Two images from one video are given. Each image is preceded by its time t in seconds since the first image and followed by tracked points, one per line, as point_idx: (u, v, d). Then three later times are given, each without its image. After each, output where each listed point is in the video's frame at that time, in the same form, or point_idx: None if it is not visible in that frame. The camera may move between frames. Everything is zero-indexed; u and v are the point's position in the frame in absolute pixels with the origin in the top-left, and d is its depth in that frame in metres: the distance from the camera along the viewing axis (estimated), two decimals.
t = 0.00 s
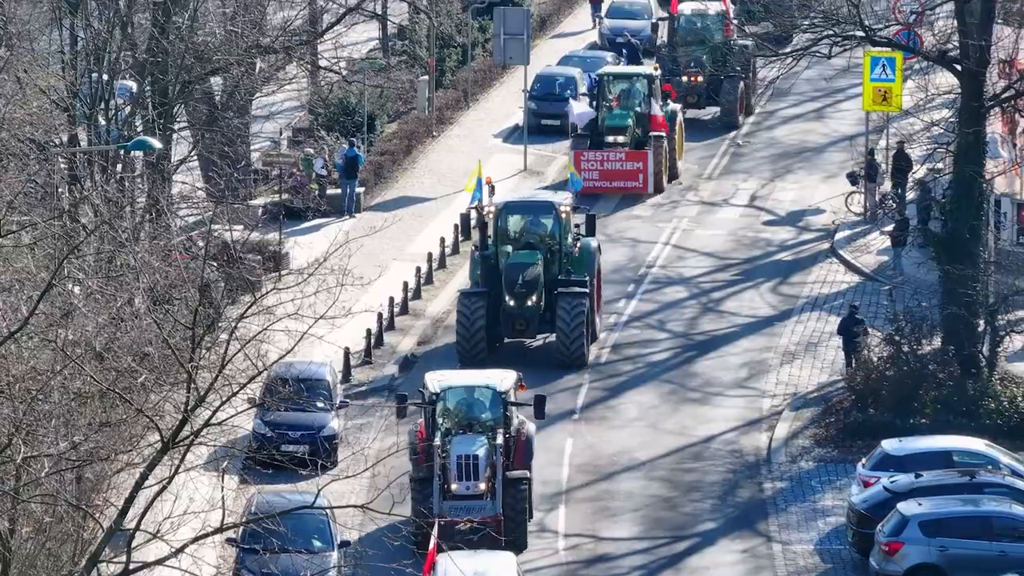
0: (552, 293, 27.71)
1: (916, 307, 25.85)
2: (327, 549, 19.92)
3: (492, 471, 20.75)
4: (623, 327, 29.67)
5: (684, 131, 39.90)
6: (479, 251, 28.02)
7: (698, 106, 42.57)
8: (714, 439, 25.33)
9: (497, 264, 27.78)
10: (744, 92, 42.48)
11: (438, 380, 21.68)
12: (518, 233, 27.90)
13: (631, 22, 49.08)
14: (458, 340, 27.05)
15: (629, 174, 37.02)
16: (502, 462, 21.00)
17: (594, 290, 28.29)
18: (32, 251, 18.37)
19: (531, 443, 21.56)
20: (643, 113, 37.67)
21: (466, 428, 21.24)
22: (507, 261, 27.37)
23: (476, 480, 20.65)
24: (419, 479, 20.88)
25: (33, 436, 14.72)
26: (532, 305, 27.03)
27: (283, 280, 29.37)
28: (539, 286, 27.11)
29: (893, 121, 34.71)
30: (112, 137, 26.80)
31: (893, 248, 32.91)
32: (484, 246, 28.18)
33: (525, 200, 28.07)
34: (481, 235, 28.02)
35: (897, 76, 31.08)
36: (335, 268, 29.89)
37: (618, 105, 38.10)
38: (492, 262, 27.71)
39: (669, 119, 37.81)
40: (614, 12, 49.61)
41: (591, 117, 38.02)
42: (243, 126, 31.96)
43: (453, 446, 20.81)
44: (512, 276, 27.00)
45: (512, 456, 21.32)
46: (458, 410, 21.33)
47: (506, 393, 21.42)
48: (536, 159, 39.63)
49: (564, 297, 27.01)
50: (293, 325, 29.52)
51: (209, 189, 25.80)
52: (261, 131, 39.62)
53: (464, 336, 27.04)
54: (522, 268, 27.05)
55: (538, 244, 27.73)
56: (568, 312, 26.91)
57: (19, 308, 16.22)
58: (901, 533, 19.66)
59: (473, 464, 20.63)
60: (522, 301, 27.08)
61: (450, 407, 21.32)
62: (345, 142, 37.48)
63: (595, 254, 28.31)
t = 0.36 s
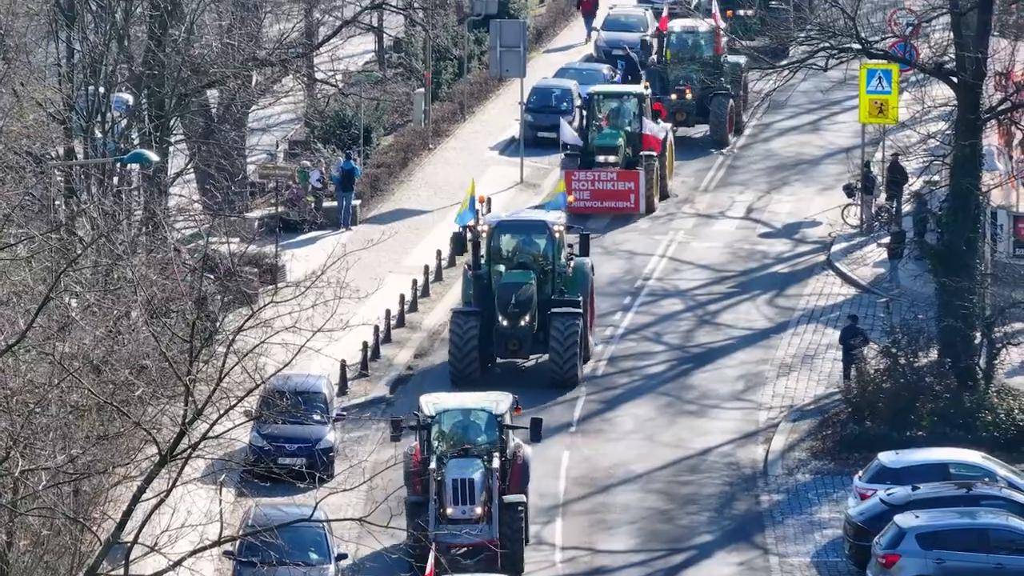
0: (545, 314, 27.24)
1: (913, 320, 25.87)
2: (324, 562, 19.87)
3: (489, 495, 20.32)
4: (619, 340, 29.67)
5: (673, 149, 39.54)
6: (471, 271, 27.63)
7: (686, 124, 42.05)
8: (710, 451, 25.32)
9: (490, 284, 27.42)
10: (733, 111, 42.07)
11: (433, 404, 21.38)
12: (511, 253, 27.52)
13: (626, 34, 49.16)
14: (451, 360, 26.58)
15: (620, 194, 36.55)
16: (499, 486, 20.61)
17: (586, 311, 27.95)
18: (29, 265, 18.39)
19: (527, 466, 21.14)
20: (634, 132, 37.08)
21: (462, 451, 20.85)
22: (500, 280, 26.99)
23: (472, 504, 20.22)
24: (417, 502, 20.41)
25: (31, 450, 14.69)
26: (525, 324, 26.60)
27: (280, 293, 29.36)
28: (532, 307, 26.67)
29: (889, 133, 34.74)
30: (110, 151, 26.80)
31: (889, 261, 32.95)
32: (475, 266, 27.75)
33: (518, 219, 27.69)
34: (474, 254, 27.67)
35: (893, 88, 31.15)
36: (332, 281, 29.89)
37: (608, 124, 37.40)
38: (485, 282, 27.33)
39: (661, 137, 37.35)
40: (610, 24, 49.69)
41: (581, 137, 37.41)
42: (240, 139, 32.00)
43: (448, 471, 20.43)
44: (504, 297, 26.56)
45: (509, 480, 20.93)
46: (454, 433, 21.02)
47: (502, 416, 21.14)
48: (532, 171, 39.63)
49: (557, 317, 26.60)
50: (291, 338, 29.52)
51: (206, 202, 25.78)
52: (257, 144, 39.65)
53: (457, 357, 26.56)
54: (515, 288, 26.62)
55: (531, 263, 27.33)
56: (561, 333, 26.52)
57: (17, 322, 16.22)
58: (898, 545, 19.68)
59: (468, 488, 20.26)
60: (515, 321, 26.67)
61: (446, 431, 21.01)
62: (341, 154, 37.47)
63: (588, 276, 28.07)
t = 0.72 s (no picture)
0: (537, 331, 26.89)
1: (910, 329, 25.87)
2: (321, 572, 19.83)
3: (485, 516, 19.74)
4: (616, 349, 29.67)
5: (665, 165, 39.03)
6: (463, 287, 27.30)
7: (675, 139, 41.41)
8: (707, 461, 25.32)
9: (482, 300, 27.09)
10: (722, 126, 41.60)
11: (428, 423, 21.04)
12: (503, 269, 27.21)
13: (623, 44, 49.20)
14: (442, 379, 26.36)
15: (610, 211, 36.04)
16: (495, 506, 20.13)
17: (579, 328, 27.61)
18: (26, 275, 18.41)
19: (523, 486, 20.82)
20: (624, 148, 36.52)
21: (456, 471, 20.51)
22: (492, 297, 26.63)
23: (468, 525, 19.64)
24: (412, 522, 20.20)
25: (28, 460, 14.67)
26: (517, 341, 26.23)
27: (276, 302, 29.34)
28: (525, 324, 26.32)
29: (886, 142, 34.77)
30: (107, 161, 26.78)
31: (886, 270, 32.98)
32: (467, 282, 27.41)
33: (510, 236, 27.41)
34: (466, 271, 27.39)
35: (890, 98, 31.19)
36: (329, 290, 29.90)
37: (598, 141, 36.78)
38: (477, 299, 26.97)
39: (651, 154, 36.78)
40: (607, 34, 49.72)
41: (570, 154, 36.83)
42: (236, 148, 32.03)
43: (444, 491, 19.86)
44: (497, 313, 26.28)
45: (505, 498, 20.62)
46: (450, 453, 20.63)
47: (497, 435, 20.75)
48: (528, 181, 39.62)
49: (550, 334, 26.22)
50: (288, 347, 29.52)
51: (203, 212, 25.77)
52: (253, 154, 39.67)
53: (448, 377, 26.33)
54: (508, 304, 26.35)
55: (523, 280, 27.04)
56: (554, 350, 26.11)
57: (14, 331, 16.22)
58: (894, 555, 19.66)
59: (464, 508, 19.66)
60: (507, 338, 26.28)
61: (442, 451, 20.63)
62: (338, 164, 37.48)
63: (581, 292, 27.68)
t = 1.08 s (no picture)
0: (530, 349, 26.53)
1: (906, 340, 25.88)
2: None
3: (480, 538, 19.70)
4: (612, 360, 29.67)
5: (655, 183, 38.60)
6: (455, 306, 26.88)
7: (665, 157, 40.73)
8: (703, 471, 25.31)
9: (473, 319, 26.66)
10: (711, 141, 41.01)
11: (423, 443, 20.59)
12: (494, 287, 26.77)
13: (619, 54, 49.25)
14: (435, 398, 25.90)
15: (601, 229, 35.43)
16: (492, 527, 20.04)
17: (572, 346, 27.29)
18: (23, 285, 18.42)
19: (519, 508, 20.33)
20: (615, 165, 35.71)
21: (453, 491, 20.12)
22: (485, 315, 26.21)
23: (463, 547, 19.56)
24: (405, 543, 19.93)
25: (25, 471, 14.66)
26: (510, 360, 25.84)
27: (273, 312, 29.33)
28: (517, 342, 25.95)
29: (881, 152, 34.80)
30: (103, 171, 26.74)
31: (881, 281, 33.01)
32: (458, 300, 27.05)
33: (502, 252, 26.92)
34: (457, 290, 26.93)
35: (885, 108, 31.22)
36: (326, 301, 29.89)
37: (588, 157, 36.15)
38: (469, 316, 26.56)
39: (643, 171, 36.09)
40: (602, 44, 49.77)
41: (560, 171, 36.13)
42: (232, 159, 32.02)
43: (439, 512, 19.75)
44: (489, 331, 25.84)
45: (500, 521, 20.20)
46: (445, 474, 20.22)
47: (493, 456, 20.32)
48: (524, 192, 39.61)
49: (543, 352, 25.93)
50: (284, 358, 29.50)
51: (199, 223, 25.73)
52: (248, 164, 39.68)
53: (441, 395, 25.88)
54: (500, 322, 25.92)
55: (515, 297, 26.58)
56: (547, 366, 25.86)
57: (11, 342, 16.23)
58: (890, 566, 19.69)
59: (459, 530, 19.59)
60: (499, 356, 25.89)
61: (437, 471, 20.22)
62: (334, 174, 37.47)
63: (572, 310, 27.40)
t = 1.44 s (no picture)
0: (521, 366, 26.25)
1: (900, 349, 25.90)
2: None
3: (474, 559, 19.34)
4: (606, 369, 29.67)
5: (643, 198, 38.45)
6: (445, 322, 26.61)
7: (653, 172, 40.49)
8: (697, 480, 25.31)
9: (464, 336, 26.32)
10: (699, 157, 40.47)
11: (416, 462, 20.45)
12: (485, 303, 26.64)
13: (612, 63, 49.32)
14: (425, 416, 25.64)
15: (590, 246, 34.91)
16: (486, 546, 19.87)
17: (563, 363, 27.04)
18: (17, 296, 18.45)
19: (513, 528, 20.52)
20: (604, 182, 35.35)
21: (446, 511, 19.98)
22: (476, 331, 25.96)
23: (457, 567, 19.16)
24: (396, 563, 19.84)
25: (20, 481, 14.68)
26: (501, 378, 25.41)
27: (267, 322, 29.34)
28: (508, 359, 25.57)
29: (875, 162, 34.86)
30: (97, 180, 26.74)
31: (876, 290, 33.06)
32: (449, 316, 26.80)
33: (493, 269, 26.83)
34: (447, 305, 26.74)
35: (879, 117, 31.30)
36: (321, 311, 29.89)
37: (576, 173, 35.66)
38: (459, 332, 26.26)
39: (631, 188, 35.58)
40: (596, 54, 49.85)
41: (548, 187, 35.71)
42: (226, 168, 32.05)
43: (433, 532, 19.49)
44: (480, 348, 25.45)
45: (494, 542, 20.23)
46: (438, 493, 20.08)
47: (487, 476, 20.23)
48: (518, 201, 39.63)
49: (534, 369, 25.65)
50: (279, 368, 29.50)
51: (193, 232, 25.71)
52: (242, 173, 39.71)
53: (432, 413, 25.61)
54: (491, 339, 25.55)
55: (506, 313, 26.47)
56: (538, 384, 25.54)
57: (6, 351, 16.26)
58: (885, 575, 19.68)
59: (454, 550, 19.24)
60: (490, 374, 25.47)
61: (430, 490, 20.09)
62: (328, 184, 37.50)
63: (563, 327, 27.17)
